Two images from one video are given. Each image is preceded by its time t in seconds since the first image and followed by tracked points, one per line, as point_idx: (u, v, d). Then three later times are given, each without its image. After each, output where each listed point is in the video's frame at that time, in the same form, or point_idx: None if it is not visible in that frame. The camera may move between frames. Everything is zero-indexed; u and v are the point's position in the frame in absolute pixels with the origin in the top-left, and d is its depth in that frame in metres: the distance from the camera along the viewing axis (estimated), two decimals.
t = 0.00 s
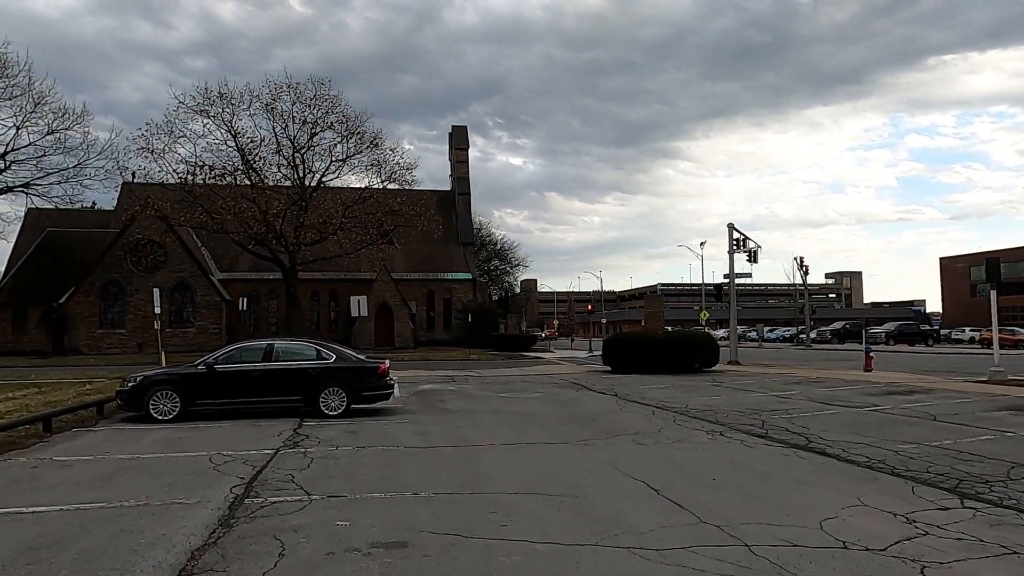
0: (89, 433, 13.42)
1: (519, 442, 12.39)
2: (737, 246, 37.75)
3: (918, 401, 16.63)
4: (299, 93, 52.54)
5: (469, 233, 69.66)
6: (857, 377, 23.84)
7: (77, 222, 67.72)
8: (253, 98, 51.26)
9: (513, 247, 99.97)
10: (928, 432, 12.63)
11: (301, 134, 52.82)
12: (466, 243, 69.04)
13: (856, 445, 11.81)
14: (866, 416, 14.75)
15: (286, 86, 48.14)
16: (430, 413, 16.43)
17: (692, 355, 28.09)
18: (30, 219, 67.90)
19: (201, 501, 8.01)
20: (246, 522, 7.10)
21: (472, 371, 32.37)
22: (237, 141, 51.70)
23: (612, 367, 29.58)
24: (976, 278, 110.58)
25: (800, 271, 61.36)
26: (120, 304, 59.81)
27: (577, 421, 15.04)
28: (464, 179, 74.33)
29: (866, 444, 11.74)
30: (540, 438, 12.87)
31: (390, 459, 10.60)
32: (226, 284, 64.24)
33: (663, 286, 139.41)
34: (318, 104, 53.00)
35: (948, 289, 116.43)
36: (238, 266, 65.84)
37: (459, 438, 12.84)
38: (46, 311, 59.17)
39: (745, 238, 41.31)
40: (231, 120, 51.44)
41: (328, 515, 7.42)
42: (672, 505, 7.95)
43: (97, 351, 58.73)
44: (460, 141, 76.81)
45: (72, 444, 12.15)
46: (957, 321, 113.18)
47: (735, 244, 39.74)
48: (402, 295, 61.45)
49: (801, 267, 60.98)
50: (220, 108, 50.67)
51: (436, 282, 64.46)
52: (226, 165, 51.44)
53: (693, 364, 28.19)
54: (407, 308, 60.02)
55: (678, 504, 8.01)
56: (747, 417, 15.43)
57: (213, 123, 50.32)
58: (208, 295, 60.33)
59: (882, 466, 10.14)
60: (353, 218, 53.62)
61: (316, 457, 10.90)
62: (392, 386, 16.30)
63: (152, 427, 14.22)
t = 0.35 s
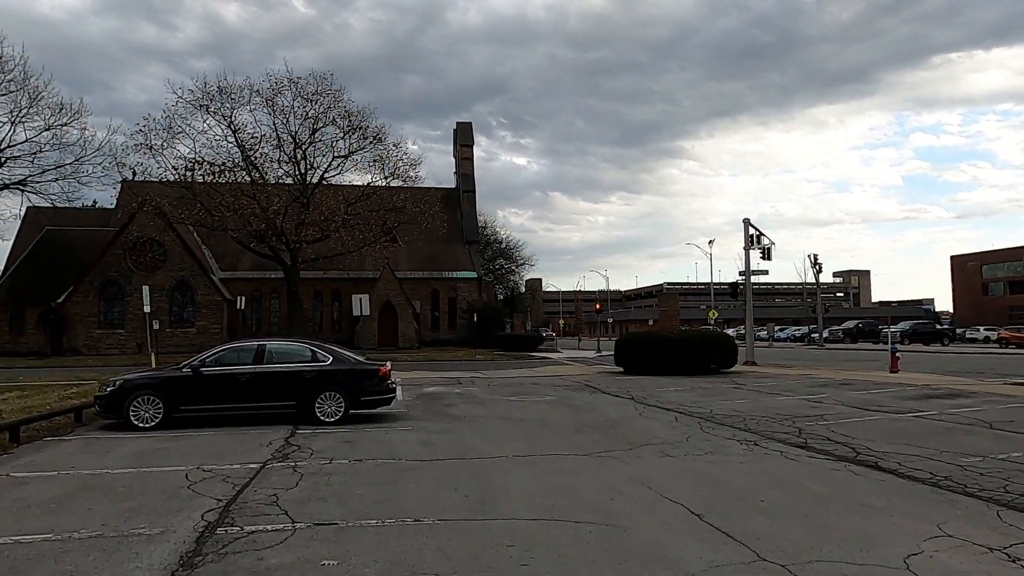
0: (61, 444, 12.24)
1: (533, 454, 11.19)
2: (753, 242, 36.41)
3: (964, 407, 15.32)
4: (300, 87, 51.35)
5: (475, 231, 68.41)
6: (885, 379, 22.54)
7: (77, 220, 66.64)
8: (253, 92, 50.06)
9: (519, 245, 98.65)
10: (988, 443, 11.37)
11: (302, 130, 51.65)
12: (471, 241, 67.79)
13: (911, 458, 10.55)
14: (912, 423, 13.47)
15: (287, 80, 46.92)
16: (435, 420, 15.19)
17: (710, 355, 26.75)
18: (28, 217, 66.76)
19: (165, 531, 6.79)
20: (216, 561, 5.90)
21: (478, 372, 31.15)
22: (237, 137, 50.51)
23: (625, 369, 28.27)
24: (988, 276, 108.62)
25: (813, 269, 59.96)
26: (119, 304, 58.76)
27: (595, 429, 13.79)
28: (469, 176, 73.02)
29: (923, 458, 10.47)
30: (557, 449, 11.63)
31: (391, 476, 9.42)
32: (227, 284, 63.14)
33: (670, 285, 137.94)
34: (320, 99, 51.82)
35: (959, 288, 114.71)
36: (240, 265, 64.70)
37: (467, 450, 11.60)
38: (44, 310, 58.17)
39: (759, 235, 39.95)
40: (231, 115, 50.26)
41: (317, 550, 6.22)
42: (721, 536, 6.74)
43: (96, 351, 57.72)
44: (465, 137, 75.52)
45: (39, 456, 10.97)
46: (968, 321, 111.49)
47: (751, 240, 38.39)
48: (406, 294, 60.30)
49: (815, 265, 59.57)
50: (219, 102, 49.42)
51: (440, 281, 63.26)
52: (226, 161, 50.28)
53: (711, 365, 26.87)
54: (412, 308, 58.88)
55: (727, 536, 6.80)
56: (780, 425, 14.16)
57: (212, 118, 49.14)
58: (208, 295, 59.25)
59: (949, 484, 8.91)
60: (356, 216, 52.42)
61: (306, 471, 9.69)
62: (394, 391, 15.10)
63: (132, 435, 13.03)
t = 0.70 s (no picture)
0: (18, 458, 11.03)
1: (545, 471, 9.96)
2: (766, 239, 35.12)
3: (1009, 415, 14.11)
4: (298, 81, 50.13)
5: (477, 229, 67.21)
6: (912, 382, 21.31)
7: (72, 218, 65.42)
8: (250, 86, 48.85)
9: (522, 244, 97.39)
10: None
11: (300, 125, 50.44)
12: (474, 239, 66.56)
13: (973, 476, 9.33)
14: (960, 434, 12.24)
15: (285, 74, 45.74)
16: (434, 430, 13.96)
17: (722, 356, 25.52)
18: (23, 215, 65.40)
19: None
20: None
21: (480, 374, 29.94)
22: (233, 132, 49.31)
23: (634, 371, 27.01)
24: (996, 275, 107.34)
25: (823, 268, 58.72)
26: (115, 303, 57.53)
27: (611, 440, 12.58)
28: (471, 173, 71.75)
29: (986, 477, 9.26)
30: (571, 465, 10.43)
31: (384, 501, 8.21)
32: (225, 283, 61.95)
33: (674, 284, 136.61)
34: (318, 93, 50.61)
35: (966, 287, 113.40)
36: (238, 263, 63.49)
37: (471, 464, 10.39)
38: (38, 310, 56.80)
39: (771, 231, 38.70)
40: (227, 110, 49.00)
41: None
42: None
43: (91, 352, 56.47)
44: (467, 134, 74.27)
45: None
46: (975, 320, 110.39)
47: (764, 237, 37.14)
48: (408, 293, 59.22)
49: (825, 263, 58.32)
50: (216, 96, 48.20)
51: (442, 279, 62.10)
52: (223, 158, 49.09)
53: (724, 367, 25.66)
54: (413, 307, 57.76)
55: None
56: (812, 434, 12.96)
57: (208, 112, 47.93)
58: (206, 294, 58.08)
59: None
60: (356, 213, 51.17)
61: (287, 494, 8.51)
62: (390, 398, 13.90)
63: (100, 447, 11.82)
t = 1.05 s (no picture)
0: None
1: (557, 489, 8.80)
2: (777, 234, 33.89)
3: None
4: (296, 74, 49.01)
5: (479, 227, 66.03)
6: (940, 384, 20.12)
7: (66, 215, 64.23)
8: (246, 80, 47.74)
9: (524, 242, 96.16)
10: None
11: (298, 120, 49.31)
12: (476, 236, 65.39)
13: None
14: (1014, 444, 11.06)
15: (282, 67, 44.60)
16: (433, 438, 12.81)
17: (737, 357, 24.33)
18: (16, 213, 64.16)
19: None
20: None
21: (481, 375, 28.74)
22: (230, 127, 48.19)
23: (645, 373, 25.79)
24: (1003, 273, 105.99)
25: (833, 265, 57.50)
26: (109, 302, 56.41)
27: (628, 450, 11.42)
28: (472, 169, 70.51)
29: None
30: (586, 481, 9.26)
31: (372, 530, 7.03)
32: (222, 282, 60.81)
33: (677, 283, 135.37)
34: (317, 87, 49.49)
35: (973, 286, 112.02)
36: (235, 262, 62.30)
37: (473, 480, 9.23)
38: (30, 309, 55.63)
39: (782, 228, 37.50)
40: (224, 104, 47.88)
41: None
42: None
43: (85, 352, 55.33)
44: (468, 130, 73.08)
45: None
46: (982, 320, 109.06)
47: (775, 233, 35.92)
48: (408, 292, 58.08)
49: (834, 261, 57.09)
50: (211, 90, 47.03)
51: (443, 278, 60.95)
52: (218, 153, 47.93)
53: (738, 368, 24.47)
54: (414, 306, 56.66)
55: None
56: (847, 444, 11.77)
57: (204, 107, 46.82)
58: (202, 292, 56.93)
59: None
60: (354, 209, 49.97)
61: (258, 521, 7.36)
62: (385, 404, 12.72)
63: (62, 460, 10.66)
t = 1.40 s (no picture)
0: None
1: (559, 513, 7.62)
2: (787, 230, 32.68)
3: None
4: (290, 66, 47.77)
5: (478, 223, 64.77)
6: (966, 387, 18.93)
7: (57, 212, 63.07)
8: (238, 71, 46.50)
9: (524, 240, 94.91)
10: None
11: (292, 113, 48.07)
12: (475, 233, 64.12)
13: None
14: None
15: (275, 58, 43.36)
16: (422, 448, 11.61)
17: (748, 359, 23.10)
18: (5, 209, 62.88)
19: None
20: None
21: (480, 376, 27.60)
22: (221, 120, 46.96)
23: (652, 375, 24.52)
24: (1009, 272, 104.60)
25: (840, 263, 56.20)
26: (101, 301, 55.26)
27: (638, 464, 10.24)
28: (471, 166, 69.21)
29: None
30: (592, 502, 8.05)
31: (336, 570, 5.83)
32: (216, 280, 59.61)
33: (678, 281, 134.10)
34: (312, 80, 48.27)
35: (977, 286, 110.60)
36: (229, 259, 61.08)
37: (462, 503, 8.05)
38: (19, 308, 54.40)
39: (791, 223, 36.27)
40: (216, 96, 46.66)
41: None
42: None
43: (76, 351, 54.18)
44: (468, 125, 71.80)
45: None
46: (986, 320, 107.66)
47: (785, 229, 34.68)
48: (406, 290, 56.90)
49: (841, 259, 55.81)
50: (203, 82, 45.79)
51: (442, 275, 59.73)
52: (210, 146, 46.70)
53: (750, 369, 23.23)
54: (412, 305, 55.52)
55: None
56: (882, 455, 10.57)
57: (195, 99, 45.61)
58: (195, 290, 55.74)
59: None
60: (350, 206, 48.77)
61: (202, 557, 6.17)
62: (369, 411, 11.54)
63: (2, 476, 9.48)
